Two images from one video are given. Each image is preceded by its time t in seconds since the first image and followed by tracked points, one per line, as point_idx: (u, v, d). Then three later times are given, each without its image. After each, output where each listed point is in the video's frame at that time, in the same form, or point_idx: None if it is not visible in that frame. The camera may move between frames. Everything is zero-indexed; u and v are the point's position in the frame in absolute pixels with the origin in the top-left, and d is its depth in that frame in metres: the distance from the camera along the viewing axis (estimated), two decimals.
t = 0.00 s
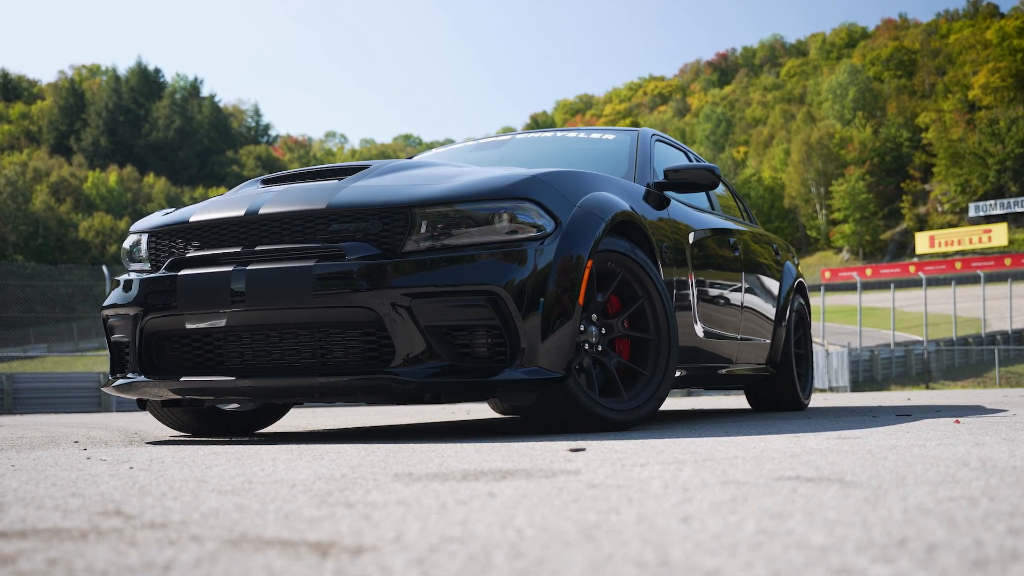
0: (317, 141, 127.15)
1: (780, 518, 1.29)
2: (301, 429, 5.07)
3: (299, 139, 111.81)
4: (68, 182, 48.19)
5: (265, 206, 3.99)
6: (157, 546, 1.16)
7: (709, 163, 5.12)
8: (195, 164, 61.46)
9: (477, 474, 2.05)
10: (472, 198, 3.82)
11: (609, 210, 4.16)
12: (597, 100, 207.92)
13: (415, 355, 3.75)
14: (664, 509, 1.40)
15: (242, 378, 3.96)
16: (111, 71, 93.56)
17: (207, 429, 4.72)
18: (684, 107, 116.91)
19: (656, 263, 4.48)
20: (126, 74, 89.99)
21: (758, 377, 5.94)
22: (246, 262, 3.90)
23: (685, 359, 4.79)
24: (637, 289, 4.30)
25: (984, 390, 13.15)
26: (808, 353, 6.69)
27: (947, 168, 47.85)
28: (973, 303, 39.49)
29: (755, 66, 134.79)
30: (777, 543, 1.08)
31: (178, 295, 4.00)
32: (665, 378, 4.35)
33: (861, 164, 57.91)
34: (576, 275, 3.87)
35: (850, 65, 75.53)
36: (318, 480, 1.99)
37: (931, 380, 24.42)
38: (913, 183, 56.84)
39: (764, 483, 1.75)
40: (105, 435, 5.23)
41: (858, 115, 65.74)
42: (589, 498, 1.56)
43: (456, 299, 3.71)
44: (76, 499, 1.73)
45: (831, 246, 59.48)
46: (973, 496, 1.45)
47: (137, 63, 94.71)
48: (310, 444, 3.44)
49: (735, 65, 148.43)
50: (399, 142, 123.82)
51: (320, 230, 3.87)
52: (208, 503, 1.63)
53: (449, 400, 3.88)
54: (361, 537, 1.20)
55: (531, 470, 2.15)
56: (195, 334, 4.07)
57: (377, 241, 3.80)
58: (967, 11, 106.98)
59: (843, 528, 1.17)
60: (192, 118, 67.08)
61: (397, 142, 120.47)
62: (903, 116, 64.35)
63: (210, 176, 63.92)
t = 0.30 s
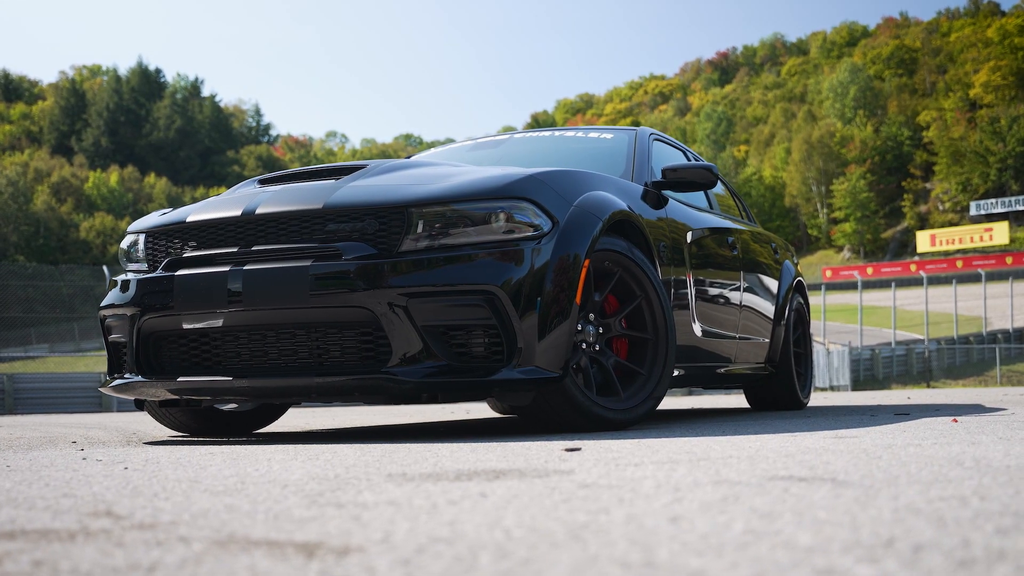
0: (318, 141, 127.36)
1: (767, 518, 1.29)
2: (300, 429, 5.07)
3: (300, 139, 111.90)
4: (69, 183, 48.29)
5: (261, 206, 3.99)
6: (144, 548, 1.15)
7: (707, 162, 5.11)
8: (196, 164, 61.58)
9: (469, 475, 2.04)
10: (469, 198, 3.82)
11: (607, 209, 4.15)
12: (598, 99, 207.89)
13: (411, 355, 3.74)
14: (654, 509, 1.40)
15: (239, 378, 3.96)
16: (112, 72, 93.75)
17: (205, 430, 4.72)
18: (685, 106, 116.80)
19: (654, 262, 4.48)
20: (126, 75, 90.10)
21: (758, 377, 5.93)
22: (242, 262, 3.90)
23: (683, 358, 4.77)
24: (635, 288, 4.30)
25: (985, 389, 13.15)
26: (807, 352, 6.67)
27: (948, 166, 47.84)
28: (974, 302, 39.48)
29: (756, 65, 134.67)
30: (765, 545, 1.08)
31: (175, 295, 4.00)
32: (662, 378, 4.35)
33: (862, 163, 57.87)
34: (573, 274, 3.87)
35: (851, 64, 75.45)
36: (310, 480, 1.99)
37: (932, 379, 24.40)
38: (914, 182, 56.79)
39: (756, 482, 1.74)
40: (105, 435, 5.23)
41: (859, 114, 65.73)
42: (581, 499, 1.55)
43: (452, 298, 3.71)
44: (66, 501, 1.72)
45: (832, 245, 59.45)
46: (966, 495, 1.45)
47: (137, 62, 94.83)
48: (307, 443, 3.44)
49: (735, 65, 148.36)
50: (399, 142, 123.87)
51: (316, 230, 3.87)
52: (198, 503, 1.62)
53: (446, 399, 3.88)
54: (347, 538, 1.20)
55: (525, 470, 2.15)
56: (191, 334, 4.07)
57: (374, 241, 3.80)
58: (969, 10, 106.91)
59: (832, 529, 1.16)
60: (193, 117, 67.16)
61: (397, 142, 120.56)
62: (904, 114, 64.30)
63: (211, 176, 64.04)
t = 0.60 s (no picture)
0: (319, 140, 127.47)
1: (758, 516, 1.28)
2: (297, 429, 5.06)
3: (301, 139, 112.02)
4: (71, 183, 48.38)
5: (259, 206, 3.99)
6: (130, 547, 1.15)
7: (705, 161, 5.09)
8: (197, 164, 61.68)
9: (461, 476, 2.04)
10: (466, 198, 3.82)
11: (604, 209, 4.15)
12: (599, 98, 207.91)
13: (409, 355, 3.74)
14: (646, 507, 1.40)
15: (237, 378, 3.96)
16: (114, 72, 93.86)
17: (203, 430, 4.71)
18: (686, 105, 116.76)
19: (652, 262, 4.47)
20: (128, 74, 90.20)
21: (757, 376, 5.93)
22: (239, 262, 3.89)
23: (681, 357, 4.76)
24: (632, 287, 4.29)
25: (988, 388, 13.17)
26: (807, 351, 6.67)
27: (950, 165, 47.80)
28: (976, 301, 39.44)
29: (757, 64, 134.56)
30: (751, 545, 1.07)
31: (172, 295, 4.00)
32: (659, 377, 4.35)
33: (864, 162, 57.83)
34: (571, 273, 3.87)
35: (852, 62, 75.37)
36: (303, 481, 1.99)
37: (933, 378, 24.38)
38: (915, 181, 56.74)
39: (748, 483, 1.73)
40: (103, 436, 5.23)
41: (861, 112, 65.66)
42: (571, 499, 1.55)
43: (448, 299, 3.70)
44: (57, 501, 1.71)
45: (833, 244, 59.43)
46: (957, 495, 1.44)
47: (138, 61, 94.95)
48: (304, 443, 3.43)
49: (736, 64, 148.33)
50: (400, 141, 123.94)
51: (313, 230, 3.87)
52: (188, 503, 1.62)
53: (444, 399, 3.87)
54: (337, 540, 1.19)
55: (516, 470, 2.14)
56: (189, 334, 4.07)
57: (371, 240, 3.80)
58: (969, 8, 106.88)
59: (820, 530, 1.16)
60: (194, 118, 67.26)
61: (398, 142, 120.59)
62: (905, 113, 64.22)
63: (212, 176, 64.17)
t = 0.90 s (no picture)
0: (320, 140, 127.54)
1: (747, 518, 1.28)
2: (296, 429, 5.05)
3: (303, 140, 112.12)
4: (73, 183, 48.42)
5: (255, 206, 3.99)
6: (116, 549, 1.15)
7: (704, 161, 5.08)
8: (199, 164, 61.73)
9: (454, 476, 2.03)
10: (463, 197, 3.81)
11: (601, 209, 4.14)
12: (601, 98, 207.87)
13: (406, 354, 3.73)
14: (635, 508, 1.40)
15: (234, 378, 3.96)
16: (116, 72, 93.98)
17: (201, 430, 4.71)
18: (687, 104, 116.70)
19: (649, 262, 4.46)
20: (130, 75, 90.31)
21: (757, 376, 5.93)
22: (237, 262, 3.89)
23: (680, 356, 4.75)
24: (629, 287, 4.29)
25: (990, 387, 13.18)
26: (807, 351, 6.66)
27: (952, 164, 47.73)
28: (978, 300, 39.37)
29: (758, 63, 134.52)
30: (737, 545, 1.07)
31: (169, 295, 4.00)
32: (658, 377, 4.34)
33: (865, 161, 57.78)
34: (568, 273, 3.86)
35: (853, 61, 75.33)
36: (295, 480, 1.99)
37: (934, 377, 24.39)
38: (917, 180, 56.69)
39: (740, 483, 1.73)
40: (102, 435, 5.24)
41: (862, 111, 65.61)
42: (563, 499, 1.55)
43: (445, 299, 3.70)
44: (48, 502, 1.71)
45: (835, 243, 59.40)
46: (949, 496, 1.43)
47: (140, 60, 95.08)
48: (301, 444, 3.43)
49: (738, 63, 148.21)
50: (402, 141, 124.01)
51: (310, 230, 3.87)
52: (178, 504, 1.62)
53: (441, 400, 3.87)
54: (324, 539, 1.19)
55: (511, 470, 2.14)
56: (187, 334, 4.07)
57: (368, 241, 3.79)
58: (971, 7, 106.74)
59: (808, 530, 1.15)
60: (196, 118, 67.39)
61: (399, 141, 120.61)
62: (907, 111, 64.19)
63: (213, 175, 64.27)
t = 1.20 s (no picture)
0: (323, 141, 127.65)
1: (734, 518, 1.28)
2: (295, 429, 5.05)
3: (305, 140, 112.19)
4: (75, 183, 48.50)
5: (252, 207, 3.99)
6: (101, 550, 1.15)
7: (703, 160, 5.08)
8: (201, 164, 61.82)
9: (449, 476, 2.03)
10: (460, 197, 3.81)
11: (599, 209, 4.14)
12: (602, 99, 207.74)
13: (403, 355, 3.73)
14: (625, 509, 1.40)
15: (231, 379, 3.96)
16: (118, 73, 94.08)
17: (202, 430, 4.72)
18: (689, 104, 116.63)
19: (648, 263, 4.46)
20: (132, 75, 90.44)
21: (757, 376, 5.92)
22: (235, 262, 3.89)
23: (677, 357, 4.73)
24: (627, 287, 4.29)
25: (992, 387, 13.18)
26: (806, 351, 6.66)
27: (954, 164, 47.68)
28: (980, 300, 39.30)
29: (760, 63, 134.55)
30: (721, 549, 1.07)
31: (166, 295, 4.00)
32: (656, 376, 4.34)
33: (867, 161, 57.74)
34: (566, 273, 3.86)
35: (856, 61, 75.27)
36: (289, 481, 1.99)
37: (935, 378, 24.40)
38: (919, 180, 56.58)
39: (731, 484, 1.73)
40: (102, 436, 5.23)
41: (864, 111, 65.57)
42: (553, 500, 1.56)
43: (443, 298, 3.70)
44: (39, 502, 1.71)
45: (837, 243, 59.38)
46: (938, 498, 1.43)
47: (142, 61, 95.26)
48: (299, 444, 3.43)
49: (740, 63, 148.07)
50: (403, 141, 124.01)
51: (307, 230, 3.87)
52: (170, 504, 1.63)
53: (438, 400, 3.87)
54: (310, 540, 1.19)
55: (506, 469, 2.13)
56: (184, 335, 4.07)
57: (365, 241, 3.79)
58: (974, 7, 106.56)
59: (796, 531, 1.15)
60: (197, 118, 67.50)
61: (401, 142, 120.70)
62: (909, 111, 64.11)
63: (215, 176, 64.34)
